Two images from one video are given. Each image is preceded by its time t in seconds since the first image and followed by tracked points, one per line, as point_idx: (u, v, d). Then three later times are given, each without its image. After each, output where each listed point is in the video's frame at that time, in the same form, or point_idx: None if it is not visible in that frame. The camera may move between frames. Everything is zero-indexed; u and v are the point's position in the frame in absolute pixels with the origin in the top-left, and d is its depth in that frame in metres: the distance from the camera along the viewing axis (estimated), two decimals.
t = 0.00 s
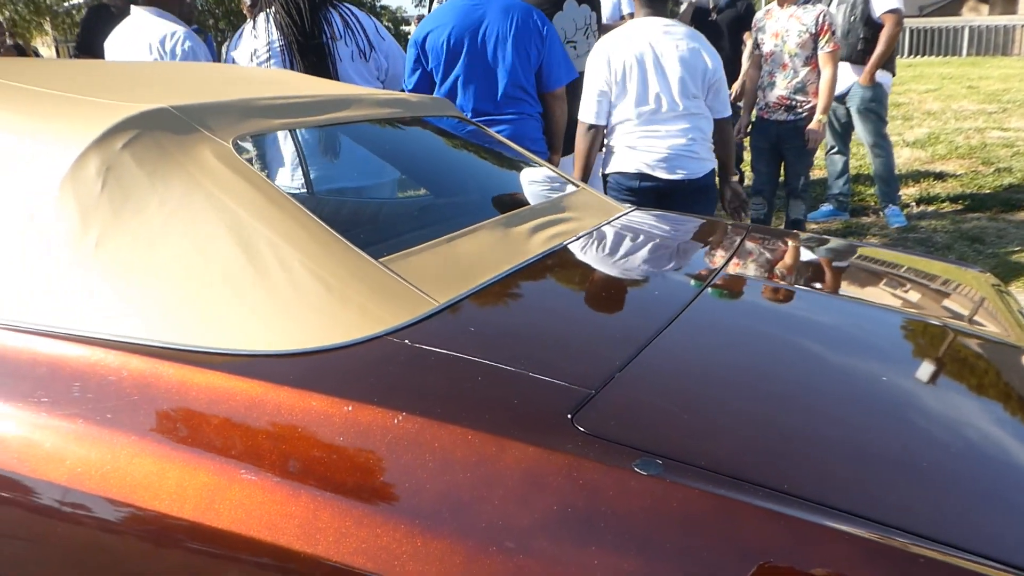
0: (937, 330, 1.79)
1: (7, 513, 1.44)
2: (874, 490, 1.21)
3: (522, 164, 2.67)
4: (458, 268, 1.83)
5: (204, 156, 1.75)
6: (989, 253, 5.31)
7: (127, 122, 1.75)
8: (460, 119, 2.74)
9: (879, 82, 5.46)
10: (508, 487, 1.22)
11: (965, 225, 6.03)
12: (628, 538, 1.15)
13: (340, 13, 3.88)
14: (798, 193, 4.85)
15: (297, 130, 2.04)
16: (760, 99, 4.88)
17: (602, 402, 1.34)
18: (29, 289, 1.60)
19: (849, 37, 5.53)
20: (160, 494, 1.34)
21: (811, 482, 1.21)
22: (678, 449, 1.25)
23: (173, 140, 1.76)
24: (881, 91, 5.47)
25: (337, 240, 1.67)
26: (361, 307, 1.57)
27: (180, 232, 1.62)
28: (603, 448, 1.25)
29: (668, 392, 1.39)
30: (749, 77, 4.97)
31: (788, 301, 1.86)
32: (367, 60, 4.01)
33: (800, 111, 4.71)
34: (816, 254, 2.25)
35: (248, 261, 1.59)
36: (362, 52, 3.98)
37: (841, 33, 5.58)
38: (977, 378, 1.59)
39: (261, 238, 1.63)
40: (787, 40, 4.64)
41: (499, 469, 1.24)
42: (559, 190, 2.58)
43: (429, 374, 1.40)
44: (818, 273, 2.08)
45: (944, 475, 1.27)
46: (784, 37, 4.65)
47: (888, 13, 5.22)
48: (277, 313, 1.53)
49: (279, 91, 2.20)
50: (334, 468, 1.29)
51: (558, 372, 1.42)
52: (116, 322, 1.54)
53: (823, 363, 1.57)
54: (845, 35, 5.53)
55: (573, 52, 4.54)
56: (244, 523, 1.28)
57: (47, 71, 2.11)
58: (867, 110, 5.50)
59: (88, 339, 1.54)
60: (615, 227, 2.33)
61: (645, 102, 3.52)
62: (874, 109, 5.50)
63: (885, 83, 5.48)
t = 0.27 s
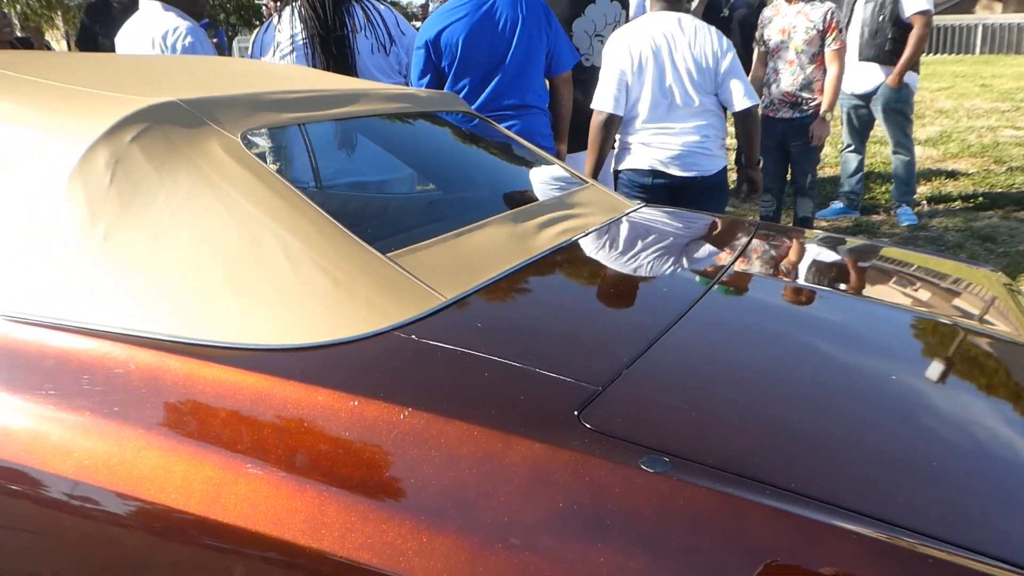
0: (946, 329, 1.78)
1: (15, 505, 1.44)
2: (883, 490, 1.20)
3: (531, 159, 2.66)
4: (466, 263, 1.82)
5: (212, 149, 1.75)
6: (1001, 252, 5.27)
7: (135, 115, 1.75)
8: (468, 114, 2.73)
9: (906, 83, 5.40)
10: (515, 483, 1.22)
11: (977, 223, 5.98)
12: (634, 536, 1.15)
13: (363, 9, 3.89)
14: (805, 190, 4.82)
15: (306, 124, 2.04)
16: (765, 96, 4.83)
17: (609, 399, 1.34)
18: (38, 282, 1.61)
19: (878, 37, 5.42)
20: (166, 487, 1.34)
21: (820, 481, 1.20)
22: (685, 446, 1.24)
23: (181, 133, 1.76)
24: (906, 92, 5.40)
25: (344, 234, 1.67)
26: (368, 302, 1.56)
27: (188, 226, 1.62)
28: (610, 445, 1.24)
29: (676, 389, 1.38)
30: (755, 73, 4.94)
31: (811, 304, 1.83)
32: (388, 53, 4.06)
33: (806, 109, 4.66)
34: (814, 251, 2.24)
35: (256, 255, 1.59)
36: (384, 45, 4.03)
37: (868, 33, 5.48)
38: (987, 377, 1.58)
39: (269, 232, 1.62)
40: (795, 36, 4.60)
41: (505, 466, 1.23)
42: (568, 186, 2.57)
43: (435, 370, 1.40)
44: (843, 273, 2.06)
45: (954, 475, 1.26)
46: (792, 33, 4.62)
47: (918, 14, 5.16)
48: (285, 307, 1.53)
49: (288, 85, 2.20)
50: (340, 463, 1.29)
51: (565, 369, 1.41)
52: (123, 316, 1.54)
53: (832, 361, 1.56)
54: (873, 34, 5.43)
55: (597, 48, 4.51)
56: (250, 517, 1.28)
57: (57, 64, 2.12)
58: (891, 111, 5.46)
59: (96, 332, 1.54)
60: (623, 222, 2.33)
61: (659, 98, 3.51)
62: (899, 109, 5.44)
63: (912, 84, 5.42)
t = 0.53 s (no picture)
0: (957, 324, 1.75)
1: (21, 501, 1.44)
2: (894, 486, 1.18)
3: (538, 154, 2.65)
4: (473, 258, 1.81)
5: (217, 144, 1.74)
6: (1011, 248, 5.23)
7: (140, 110, 1.75)
8: (474, 109, 2.72)
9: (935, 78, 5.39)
10: (521, 479, 1.21)
11: (988, 219, 5.94)
12: (642, 532, 1.13)
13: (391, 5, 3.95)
14: (812, 186, 4.79)
15: (312, 119, 2.03)
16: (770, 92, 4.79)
17: (617, 394, 1.32)
18: (43, 278, 1.60)
19: (911, 35, 5.30)
20: (171, 483, 1.33)
21: (830, 476, 1.18)
22: (693, 442, 1.23)
23: (186, 128, 1.76)
24: (934, 87, 5.41)
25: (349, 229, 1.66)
26: (373, 297, 1.55)
27: (193, 222, 1.61)
28: (617, 440, 1.23)
29: (685, 384, 1.37)
30: (760, 68, 4.89)
31: (828, 303, 1.80)
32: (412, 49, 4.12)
33: (811, 103, 4.64)
34: (841, 250, 2.21)
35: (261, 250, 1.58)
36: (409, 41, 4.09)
37: (901, 32, 5.35)
38: (998, 373, 1.55)
39: (273, 227, 1.62)
40: (800, 30, 4.54)
41: (511, 462, 1.22)
42: (575, 181, 2.56)
43: (441, 365, 1.39)
44: (874, 275, 2.02)
45: (967, 472, 1.24)
46: (796, 27, 4.56)
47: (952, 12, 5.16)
48: (290, 302, 1.52)
49: (293, 81, 2.19)
50: (344, 459, 1.28)
51: (572, 364, 1.40)
52: (128, 311, 1.54)
53: (842, 356, 1.54)
54: (907, 33, 5.32)
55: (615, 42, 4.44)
56: (255, 513, 1.27)
57: (64, 60, 2.11)
58: (919, 106, 5.48)
59: (102, 328, 1.54)
60: (631, 217, 2.31)
61: (669, 93, 3.50)
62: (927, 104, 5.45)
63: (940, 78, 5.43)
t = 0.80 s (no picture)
0: (965, 316, 1.74)
1: (26, 493, 1.43)
2: (903, 480, 1.17)
3: (544, 145, 2.64)
4: (478, 250, 1.80)
5: (220, 135, 1.73)
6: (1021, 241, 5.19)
7: (144, 101, 1.74)
8: (480, 101, 2.71)
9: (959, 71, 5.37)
10: (526, 472, 1.19)
11: (997, 212, 5.90)
12: (648, 526, 1.12)
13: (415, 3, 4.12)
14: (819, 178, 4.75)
15: (316, 110, 2.01)
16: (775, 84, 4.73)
17: (622, 387, 1.31)
18: (45, 269, 1.60)
19: (944, 27, 5.22)
20: (174, 476, 1.33)
21: (838, 470, 1.17)
22: (699, 435, 1.22)
23: (189, 119, 1.75)
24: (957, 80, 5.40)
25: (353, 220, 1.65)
26: (376, 289, 1.54)
27: (195, 213, 1.60)
28: (622, 433, 1.22)
29: (690, 377, 1.35)
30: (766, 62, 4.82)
31: (841, 296, 1.78)
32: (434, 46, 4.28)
33: (818, 95, 4.59)
34: (859, 245, 2.17)
35: (265, 242, 1.57)
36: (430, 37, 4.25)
37: (932, 24, 5.26)
38: (1007, 367, 1.53)
39: (276, 218, 1.60)
40: (807, 21, 4.50)
41: (515, 455, 1.21)
42: (581, 172, 2.54)
43: (445, 358, 1.38)
44: (894, 270, 2.00)
45: (978, 466, 1.22)
46: (802, 18, 4.52)
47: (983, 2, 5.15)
48: (292, 294, 1.51)
49: (298, 71, 2.18)
50: (348, 452, 1.27)
51: (577, 356, 1.38)
52: (130, 302, 1.53)
53: (849, 348, 1.52)
54: (939, 25, 5.23)
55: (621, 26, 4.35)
56: (258, 506, 1.26)
57: (68, 51, 2.10)
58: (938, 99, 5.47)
59: (105, 320, 1.53)
60: (636, 208, 2.30)
61: (679, 84, 3.47)
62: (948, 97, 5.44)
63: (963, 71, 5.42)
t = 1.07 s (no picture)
0: (970, 307, 1.72)
1: (28, 489, 1.43)
2: (907, 471, 1.16)
3: (547, 138, 2.63)
4: (479, 243, 1.79)
5: (221, 129, 1.73)
6: None
7: (144, 95, 1.73)
8: (483, 94, 2.69)
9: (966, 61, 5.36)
10: (528, 465, 1.19)
11: (1003, 202, 5.87)
12: (651, 519, 1.11)
13: None
14: (823, 169, 4.72)
15: (317, 104, 2.01)
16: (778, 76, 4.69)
17: (625, 379, 1.30)
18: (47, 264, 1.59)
19: (952, 17, 5.25)
20: (176, 472, 1.32)
21: (842, 461, 1.16)
22: (702, 427, 1.21)
23: (189, 112, 1.74)
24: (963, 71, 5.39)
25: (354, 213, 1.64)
26: (378, 282, 1.53)
27: (196, 207, 1.59)
28: (625, 426, 1.21)
29: (693, 369, 1.35)
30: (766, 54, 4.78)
31: (849, 287, 1.77)
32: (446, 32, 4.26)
33: (822, 86, 4.56)
34: (865, 236, 2.16)
35: (267, 236, 1.56)
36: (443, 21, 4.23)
37: (941, 13, 5.28)
38: (1013, 357, 1.52)
39: (277, 212, 1.60)
40: (809, 12, 4.49)
41: (517, 448, 1.21)
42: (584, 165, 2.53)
43: (447, 352, 1.37)
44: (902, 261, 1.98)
45: (983, 457, 1.21)
46: (805, 9, 4.51)
47: None
48: (294, 288, 1.50)
49: (299, 65, 2.17)
50: (351, 446, 1.27)
51: (580, 349, 1.38)
52: (132, 297, 1.53)
53: (854, 340, 1.51)
54: (948, 15, 5.25)
55: (610, 16, 4.42)
56: (261, 501, 1.26)
57: (69, 46, 2.09)
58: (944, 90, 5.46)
59: (107, 315, 1.52)
60: (641, 201, 2.28)
61: (685, 77, 3.44)
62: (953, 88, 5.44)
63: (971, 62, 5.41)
